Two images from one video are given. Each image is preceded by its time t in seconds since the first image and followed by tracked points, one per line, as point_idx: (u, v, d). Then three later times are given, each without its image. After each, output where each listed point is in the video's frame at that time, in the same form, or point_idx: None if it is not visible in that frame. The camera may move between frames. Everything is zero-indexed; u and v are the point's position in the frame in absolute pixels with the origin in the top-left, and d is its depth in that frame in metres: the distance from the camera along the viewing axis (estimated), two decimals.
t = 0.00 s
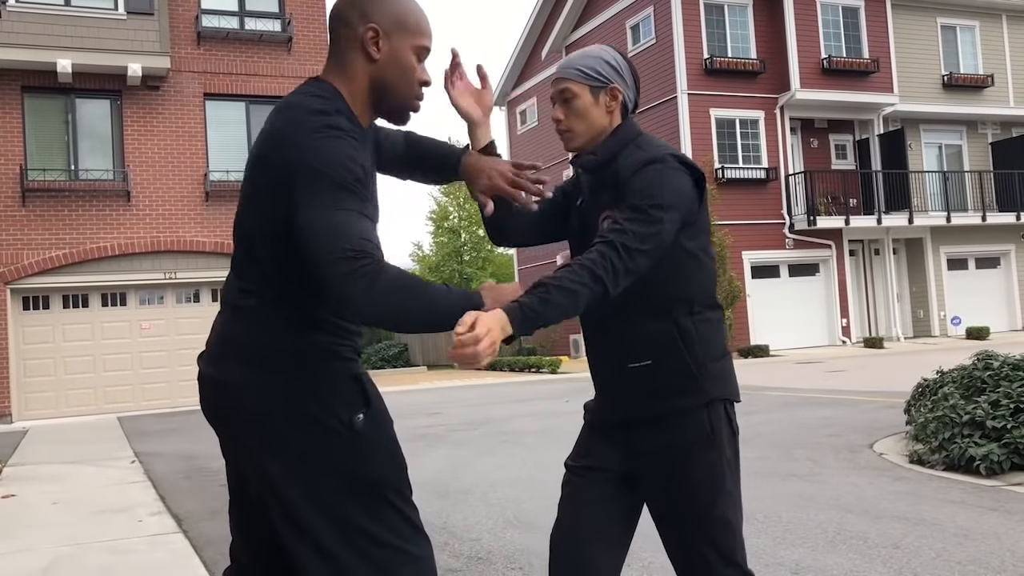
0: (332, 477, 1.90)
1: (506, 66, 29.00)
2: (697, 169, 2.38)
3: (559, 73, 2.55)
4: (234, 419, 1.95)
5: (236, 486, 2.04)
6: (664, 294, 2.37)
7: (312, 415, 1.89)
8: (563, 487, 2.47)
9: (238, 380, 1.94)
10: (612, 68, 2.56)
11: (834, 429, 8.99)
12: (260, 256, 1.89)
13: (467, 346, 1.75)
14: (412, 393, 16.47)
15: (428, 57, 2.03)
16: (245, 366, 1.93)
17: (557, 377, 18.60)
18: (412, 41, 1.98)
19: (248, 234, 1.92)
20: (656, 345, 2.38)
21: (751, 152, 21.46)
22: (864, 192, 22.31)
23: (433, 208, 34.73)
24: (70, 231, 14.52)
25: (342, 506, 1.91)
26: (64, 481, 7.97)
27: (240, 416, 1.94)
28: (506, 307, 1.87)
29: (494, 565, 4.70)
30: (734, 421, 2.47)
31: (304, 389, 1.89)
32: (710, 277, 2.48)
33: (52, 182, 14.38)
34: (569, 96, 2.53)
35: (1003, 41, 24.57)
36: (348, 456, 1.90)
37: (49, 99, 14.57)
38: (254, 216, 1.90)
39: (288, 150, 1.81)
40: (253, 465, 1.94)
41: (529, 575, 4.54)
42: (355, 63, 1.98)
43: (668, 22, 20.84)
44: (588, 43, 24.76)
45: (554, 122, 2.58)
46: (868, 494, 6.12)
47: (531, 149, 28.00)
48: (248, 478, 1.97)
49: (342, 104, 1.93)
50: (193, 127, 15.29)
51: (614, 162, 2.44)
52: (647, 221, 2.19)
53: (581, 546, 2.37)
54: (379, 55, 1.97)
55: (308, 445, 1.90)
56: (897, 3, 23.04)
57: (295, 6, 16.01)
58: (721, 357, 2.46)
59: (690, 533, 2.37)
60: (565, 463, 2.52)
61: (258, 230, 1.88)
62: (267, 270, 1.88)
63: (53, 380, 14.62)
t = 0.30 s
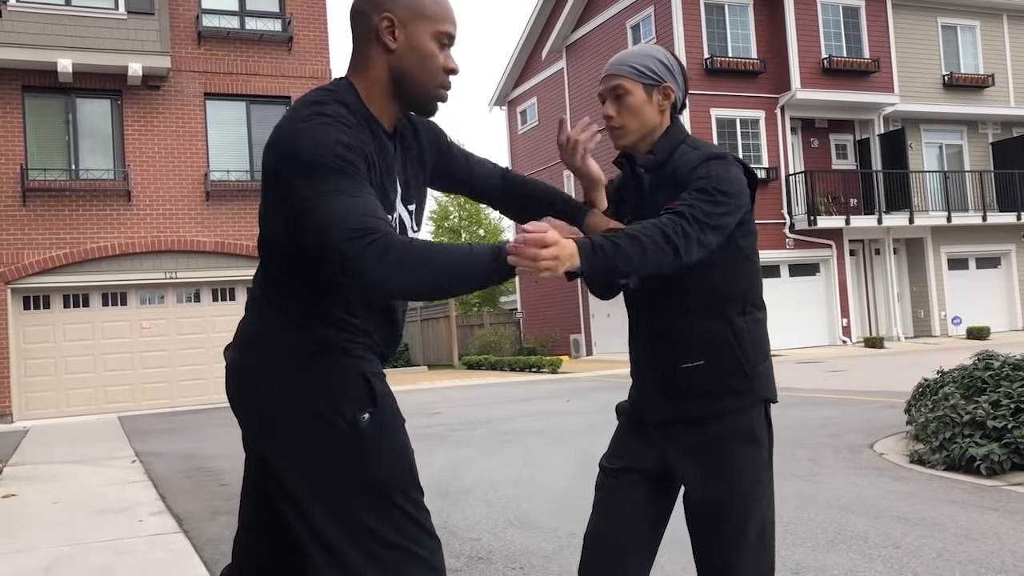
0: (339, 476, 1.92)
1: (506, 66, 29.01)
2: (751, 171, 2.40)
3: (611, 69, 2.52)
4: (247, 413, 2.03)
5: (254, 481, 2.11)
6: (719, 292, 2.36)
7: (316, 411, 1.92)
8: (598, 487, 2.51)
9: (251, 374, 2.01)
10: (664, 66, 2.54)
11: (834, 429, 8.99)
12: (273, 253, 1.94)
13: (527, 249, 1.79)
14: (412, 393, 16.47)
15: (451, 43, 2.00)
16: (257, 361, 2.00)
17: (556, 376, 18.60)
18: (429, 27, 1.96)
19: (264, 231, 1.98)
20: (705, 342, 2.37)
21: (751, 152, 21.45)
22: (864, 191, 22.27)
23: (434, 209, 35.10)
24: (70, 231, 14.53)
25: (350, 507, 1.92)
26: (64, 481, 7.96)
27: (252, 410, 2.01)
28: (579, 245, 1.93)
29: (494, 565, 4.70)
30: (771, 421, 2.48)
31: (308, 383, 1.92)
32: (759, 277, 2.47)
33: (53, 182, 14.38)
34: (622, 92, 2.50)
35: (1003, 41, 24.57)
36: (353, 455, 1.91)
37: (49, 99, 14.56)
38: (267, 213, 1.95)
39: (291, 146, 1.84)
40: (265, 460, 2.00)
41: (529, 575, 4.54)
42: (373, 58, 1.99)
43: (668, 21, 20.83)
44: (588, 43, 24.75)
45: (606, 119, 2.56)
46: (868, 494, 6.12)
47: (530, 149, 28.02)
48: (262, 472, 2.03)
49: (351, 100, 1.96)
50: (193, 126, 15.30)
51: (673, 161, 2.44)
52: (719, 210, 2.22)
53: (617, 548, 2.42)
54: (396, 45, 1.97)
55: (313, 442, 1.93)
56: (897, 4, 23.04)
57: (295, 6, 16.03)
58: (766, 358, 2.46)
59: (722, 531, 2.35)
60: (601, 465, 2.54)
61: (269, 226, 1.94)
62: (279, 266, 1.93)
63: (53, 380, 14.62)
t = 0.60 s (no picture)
0: (374, 477, 1.88)
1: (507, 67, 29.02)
2: (770, 172, 2.43)
3: (632, 73, 2.52)
4: (273, 411, 1.97)
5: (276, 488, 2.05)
6: (738, 293, 2.36)
7: (348, 405, 1.88)
8: (621, 490, 2.54)
9: (279, 370, 1.96)
10: (685, 72, 2.54)
11: (834, 429, 8.99)
12: (307, 244, 1.93)
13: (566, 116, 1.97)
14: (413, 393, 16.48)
15: (478, 51, 2.05)
16: (285, 354, 1.95)
17: (557, 376, 18.61)
18: (464, 35, 2.01)
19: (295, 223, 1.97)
20: (727, 343, 2.36)
21: (751, 152, 21.44)
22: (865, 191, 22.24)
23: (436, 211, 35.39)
24: (71, 232, 14.53)
25: (385, 505, 1.89)
26: (66, 482, 7.97)
27: (279, 407, 1.96)
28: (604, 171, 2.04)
29: (494, 565, 4.71)
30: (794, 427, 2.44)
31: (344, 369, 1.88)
32: (783, 282, 2.46)
33: (53, 183, 14.39)
34: (643, 96, 2.51)
35: (1003, 41, 24.55)
36: (389, 453, 1.87)
37: (49, 100, 14.56)
38: (304, 202, 1.93)
39: (335, 124, 1.84)
40: (292, 460, 1.95)
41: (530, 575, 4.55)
42: (408, 57, 2.00)
43: (668, 21, 20.83)
44: (589, 43, 24.76)
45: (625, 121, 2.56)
46: (869, 494, 6.13)
47: (531, 149, 28.04)
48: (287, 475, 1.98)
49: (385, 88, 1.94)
50: (194, 127, 15.31)
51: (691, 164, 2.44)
52: (743, 200, 2.26)
53: (639, 552, 2.42)
54: (433, 49, 2.00)
55: (345, 438, 1.88)
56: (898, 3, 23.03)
57: (296, 7, 16.04)
58: (789, 362, 2.44)
59: (732, 532, 2.33)
60: (625, 469, 2.56)
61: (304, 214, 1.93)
62: (315, 253, 1.92)
63: (54, 380, 14.63)
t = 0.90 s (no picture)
0: (411, 480, 1.82)
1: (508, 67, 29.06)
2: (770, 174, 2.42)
3: (638, 76, 2.51)
4: (304, 412, 1.85)
5: (298, 492, 1.99)
6: (737, 294, 2.36)
7: (392, 402, 1.81)
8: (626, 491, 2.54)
9: (310, 369, 1.84)
10: (689, 75, 2.54)
11: (835, 429, 9.00)
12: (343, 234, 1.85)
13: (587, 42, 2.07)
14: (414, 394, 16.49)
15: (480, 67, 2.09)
16: (320, 348, 1.84)
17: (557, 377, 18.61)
18: (473, 53, 2.05)
19: (328, 212, 1.88)
20: (725, 342, 2.37)
21: (752, 153, 21.44)
22: (867, 191, 22.21)
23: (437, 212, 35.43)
24: (72, 233, 14.53)
25: (416, 506, 1.83)
26: (68, 483, 8.00)
27: (310, 407, 1.84)
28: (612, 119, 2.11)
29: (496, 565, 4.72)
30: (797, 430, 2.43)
31: (390, 362, 1.82)
32: (785, 284, 2.46)
33: (55, 184, 14.38)
34: (649, 99, 2.50)
35: (1004, 40, 24.56)
36: (429, 454, 1.82)
37: (50, 101, 14.56)
38: (345, 185, 1.85)
39: (394, 102, 1.82)
40: (323, 462, 1.85)
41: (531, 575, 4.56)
42: (424, 68, 1.99)
43: (669, 21, 20.84)
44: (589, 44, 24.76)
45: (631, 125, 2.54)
46: (870, 494, 6.12)
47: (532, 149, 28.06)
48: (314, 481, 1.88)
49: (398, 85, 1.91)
50: (195, 128, 15.32)
51: (693, 166, 2.45)
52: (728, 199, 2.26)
53: (640, 553, 2.41)
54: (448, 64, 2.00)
55: (384, 438, 1.81)
56: (898, 3, 23.02)
57: (296, 7, 16.06)
58: (790, 365, 2.43)
59: (728, 527, 2.33)
60: (630, 468, 2.58)
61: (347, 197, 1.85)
62: (355, 241, 1.84)
63: (56, 382, 14.65)
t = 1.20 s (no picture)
0: (426, 477, 1.85)
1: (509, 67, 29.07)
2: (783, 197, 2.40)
3: (652, 75, 2.52)
4: (319, 408, 1.86)
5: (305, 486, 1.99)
6: (747, 296, 2.36)
7: (409, 398, 1.84)
8: (626, 488, 2.53)
9: (327, 363, 1.86)
10: (705, 71, 2.52)
11: (836, 429, 9.00)
12: (359, 236, 1.87)
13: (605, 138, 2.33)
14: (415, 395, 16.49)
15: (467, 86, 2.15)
16: (336, 344, 1.86)
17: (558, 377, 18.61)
18: (463, 72, 2.12)
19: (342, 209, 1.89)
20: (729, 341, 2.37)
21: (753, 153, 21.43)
22: (867, 191, 22.20)
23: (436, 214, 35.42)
24: (73, 233, 14.53)
25: (428, 501, 1.86)
26: (69, 483, 8.00)
27: (324, 402, 1.86)
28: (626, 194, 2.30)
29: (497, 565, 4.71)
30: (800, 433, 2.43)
31: (409, 358, 1.85)
32: (794, 286, 2.46)
33: (55, 185, 14.40)
34: (663, 99, 2.50)
35: (1005, 40, 24.54)
36: (444, 452, 1.85)
37: (51, 101, 14.57)
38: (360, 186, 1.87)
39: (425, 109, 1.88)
40: (338, 456, 1.86)
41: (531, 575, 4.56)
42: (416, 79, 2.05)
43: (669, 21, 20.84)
44: (589, 44, 24.77)
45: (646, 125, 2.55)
46: (871, 494, 6.12)
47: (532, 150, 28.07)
48: (326, 476, 1.90)
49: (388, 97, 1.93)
50: (195, 129, 15.32)
51: (707, 168, 2.45)
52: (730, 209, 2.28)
53: (638, 550, 2.40)
54: (439, 81, 2.07)
55: (402, 434, 1.83)
56: (898, 3, 23.01)
57: (297, 8, 16.07)
58: (793, 368, 2.43)
59: (729, 527, 2.33)
60: (630, 466, 2.57)
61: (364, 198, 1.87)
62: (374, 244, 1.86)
63: (57, 383, 14.65)
